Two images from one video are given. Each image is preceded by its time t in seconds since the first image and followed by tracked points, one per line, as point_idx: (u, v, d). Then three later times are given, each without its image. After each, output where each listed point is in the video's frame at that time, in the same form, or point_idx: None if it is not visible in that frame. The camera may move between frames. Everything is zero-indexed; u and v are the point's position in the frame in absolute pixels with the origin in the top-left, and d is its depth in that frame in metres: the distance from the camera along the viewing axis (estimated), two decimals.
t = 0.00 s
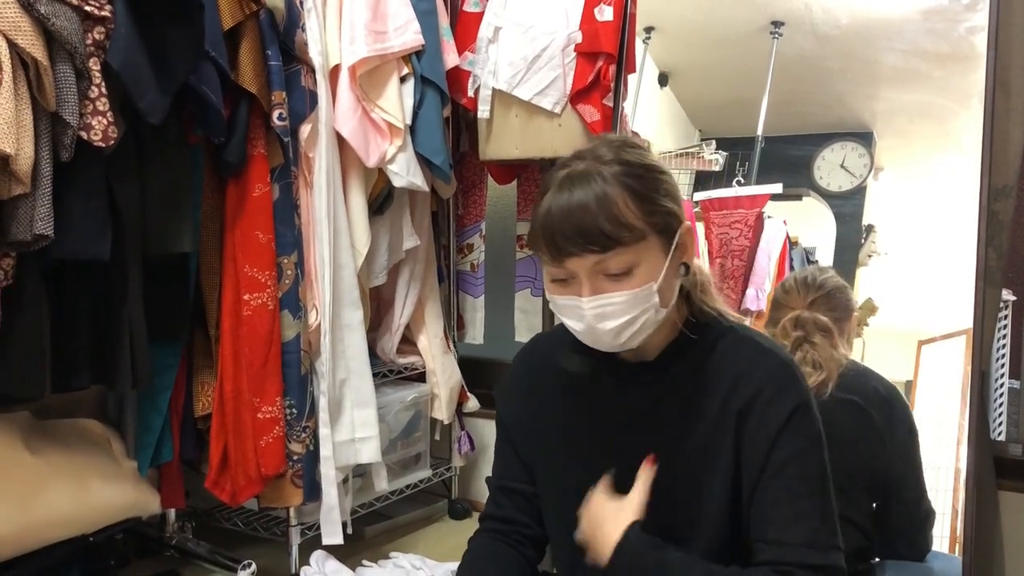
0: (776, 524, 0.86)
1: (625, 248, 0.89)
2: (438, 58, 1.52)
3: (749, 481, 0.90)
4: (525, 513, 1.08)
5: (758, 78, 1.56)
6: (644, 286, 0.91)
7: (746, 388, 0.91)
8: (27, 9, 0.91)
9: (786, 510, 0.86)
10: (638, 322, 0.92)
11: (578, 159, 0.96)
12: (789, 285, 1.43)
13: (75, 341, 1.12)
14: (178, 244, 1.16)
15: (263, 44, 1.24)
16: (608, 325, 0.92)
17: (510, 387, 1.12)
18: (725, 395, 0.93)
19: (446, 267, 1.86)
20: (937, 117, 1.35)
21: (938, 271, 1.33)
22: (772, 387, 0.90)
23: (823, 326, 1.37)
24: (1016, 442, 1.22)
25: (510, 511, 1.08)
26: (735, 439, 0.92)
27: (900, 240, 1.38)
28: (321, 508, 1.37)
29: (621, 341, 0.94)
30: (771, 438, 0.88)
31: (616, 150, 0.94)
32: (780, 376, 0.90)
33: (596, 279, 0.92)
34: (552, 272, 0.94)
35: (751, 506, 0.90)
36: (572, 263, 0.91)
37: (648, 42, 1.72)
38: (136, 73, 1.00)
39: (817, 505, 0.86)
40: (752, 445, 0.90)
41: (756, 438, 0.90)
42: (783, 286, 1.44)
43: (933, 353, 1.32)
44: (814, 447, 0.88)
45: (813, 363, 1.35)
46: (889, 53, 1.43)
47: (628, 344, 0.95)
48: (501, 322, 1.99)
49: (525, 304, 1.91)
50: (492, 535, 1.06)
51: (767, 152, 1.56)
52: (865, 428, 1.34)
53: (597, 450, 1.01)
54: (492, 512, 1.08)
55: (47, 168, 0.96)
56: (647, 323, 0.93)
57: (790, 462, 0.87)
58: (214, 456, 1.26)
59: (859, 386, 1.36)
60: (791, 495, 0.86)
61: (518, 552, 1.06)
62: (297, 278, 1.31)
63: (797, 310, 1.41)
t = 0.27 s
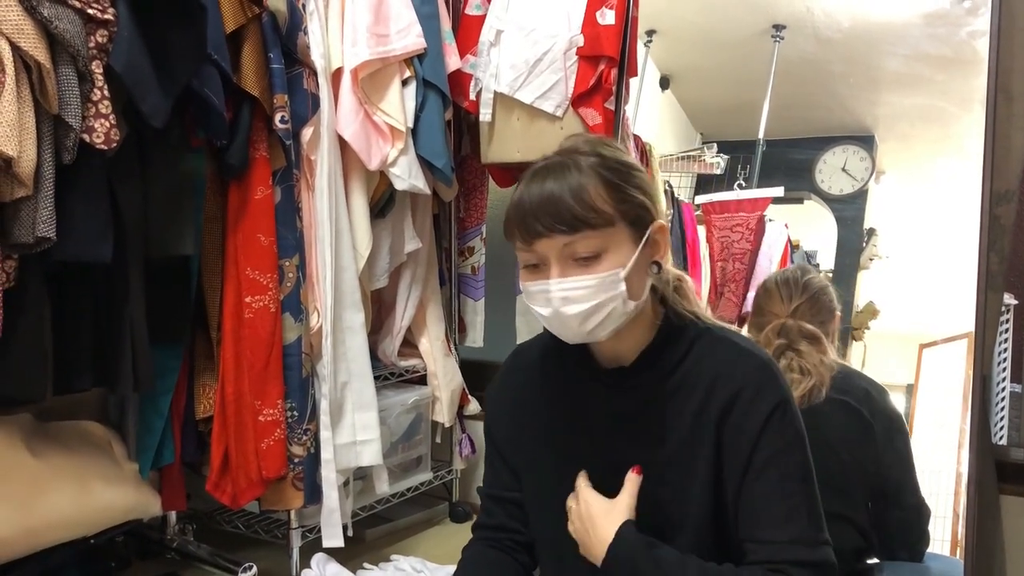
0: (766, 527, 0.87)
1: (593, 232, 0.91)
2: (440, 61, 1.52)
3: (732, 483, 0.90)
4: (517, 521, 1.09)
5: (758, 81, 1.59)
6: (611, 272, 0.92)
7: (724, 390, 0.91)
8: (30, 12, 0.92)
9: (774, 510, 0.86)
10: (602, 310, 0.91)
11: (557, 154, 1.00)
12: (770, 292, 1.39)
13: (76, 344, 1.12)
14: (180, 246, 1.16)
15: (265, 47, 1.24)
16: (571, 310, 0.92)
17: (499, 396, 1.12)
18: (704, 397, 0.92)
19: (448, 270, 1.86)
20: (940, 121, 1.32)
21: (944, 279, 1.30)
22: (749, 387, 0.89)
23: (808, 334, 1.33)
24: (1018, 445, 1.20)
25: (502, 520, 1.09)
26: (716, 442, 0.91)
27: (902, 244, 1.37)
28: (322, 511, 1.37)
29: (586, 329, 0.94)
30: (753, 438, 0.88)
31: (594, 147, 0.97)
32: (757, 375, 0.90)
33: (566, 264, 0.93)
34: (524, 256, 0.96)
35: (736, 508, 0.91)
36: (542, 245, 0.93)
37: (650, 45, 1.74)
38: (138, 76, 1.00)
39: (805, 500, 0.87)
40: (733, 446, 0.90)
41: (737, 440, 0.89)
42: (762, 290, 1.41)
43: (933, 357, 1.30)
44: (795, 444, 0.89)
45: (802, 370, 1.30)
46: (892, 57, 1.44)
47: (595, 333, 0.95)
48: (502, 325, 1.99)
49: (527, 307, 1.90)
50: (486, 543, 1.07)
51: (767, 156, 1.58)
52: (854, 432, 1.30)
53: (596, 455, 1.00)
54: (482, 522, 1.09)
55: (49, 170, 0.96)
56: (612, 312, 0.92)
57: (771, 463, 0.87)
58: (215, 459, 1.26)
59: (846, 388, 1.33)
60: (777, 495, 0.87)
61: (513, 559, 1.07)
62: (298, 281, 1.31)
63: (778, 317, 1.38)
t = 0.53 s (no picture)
0: (762, 532, 0.86)
1: (592, 216, 0.94)
2: (442, 64, 1.52)
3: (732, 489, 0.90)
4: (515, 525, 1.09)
5: (759, 84, 1.58)
6: (605, 259, 0.94)
7: (724, 395, 0.91)
8: (32, 16, 0.92)
9: (772, 514, 0.86)
10: (593, 297, 0.93)
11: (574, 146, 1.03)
12: (769, 299, 1.37)
13: (77, 346, 1.11)
14: (181, 249, 1.16)
15: (266, 50, 1.24)
16: (562, 292, 0.94)
17: (495, 402, 1.11)
18: (702, 401, 0.92)
19: (450, 274, 1.87)
20: (941, 125, 1.33)
21: (942, 283, 1.30)
22: (749, 392, 0.90)
23: (811, 344, 1.33)
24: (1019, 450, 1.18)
25: (501, 525, 1.08)
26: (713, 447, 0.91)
27: (903, 248, 1.38)
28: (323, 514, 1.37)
29: (575, 316, 0.95)
30: (751, 445, 0.88)
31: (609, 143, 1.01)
32: (756, 380, 0.90)
33: (563, 249, 0.96)
34: (524, 236, 0.99)
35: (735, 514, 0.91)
36: (542, 225, 0.96)
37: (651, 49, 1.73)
38: (140, 79, 1.00)
39: (805, 503, 0.87)
40: (730, 452, 0.90)
41: (734, 445, 0.89)
42: (764, 294, 1.38)
43: (934, 360, 1.31)
44: (794, 449, 0.88)
45: (801, 381, 1.27)
46: (893, 61, 1.43)
47: (584, 324, 0.96)
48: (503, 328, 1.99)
49: (529, 308, 1.89)
50: (485, 548, 1.07)
51: (769, 159, 1.58)
52: (857, 438, 1.28)
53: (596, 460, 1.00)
54: (482, 526, 1.09)
55: (51, 173, 0.96)
56: (603, 301, 0.94)
57: (769, 468, 0.87)
58: (215, 462, 1.26)
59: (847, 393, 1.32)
60: (775, 500, 0.86)
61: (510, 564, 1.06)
62: (299, 284, 1.31)
63: (782, 323, 1.34)
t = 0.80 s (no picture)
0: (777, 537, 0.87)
1: (618, 196, 0.97)
2: (444, 66, 1.52)
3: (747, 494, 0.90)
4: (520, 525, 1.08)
5: (760, 86, 1.57)
6: (621, 239, 0.96)
7: (739, 397, 0.91)
8: (35, 18, 0.92)
9: (788, 519, 0.87)
10: (600, 271, 0.95)
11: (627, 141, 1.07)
12: (784, 303, 1.28)
13: (79, 349, 1.11)
14: (184, 252, 1.16)
15: (269, 53, 1.24)
16: (573, 261, 0.97)
17: (502, 401, 1.11)
18: (718, 403, 0.93)
19: (451, 275, 1.87)
20: (941, 127, 1.35)
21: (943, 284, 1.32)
22: (766, 394, 0.91)
23: (826, 354, 1.27)
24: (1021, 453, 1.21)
25: (507, 524, 1.08)
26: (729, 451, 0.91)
27: (904, 249, 1.38)
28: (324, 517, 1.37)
29: (581, 289, 0.97)
30: (766, 446, 0.89)
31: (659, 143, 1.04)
32: (773, 383, 0.91)
33: (584, 221, 0.99)
34: (553, 208, 1.03)
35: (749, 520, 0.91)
36: (570, 197, 1.00)
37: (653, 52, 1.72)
38: (142, 81, 1.00)
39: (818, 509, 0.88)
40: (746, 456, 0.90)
41: (753, 449, 0.89)
42: (778, 298, 1.29)
43: (936, 363, 1.31)
44: (810, 455, 0.89)
45: (806, 394, 1.24)
46: (895, 64, 1.44)
47: (589, 300, 0.98)
48: (505, 331, 1.99)
49: (530, 312, 1.90)
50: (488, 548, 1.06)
51: (771, 162, 1.56)
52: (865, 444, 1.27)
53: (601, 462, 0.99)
54: (488, 525, 1.08)
55: (53, 175, 0.96)
56: (610, 279, 0.95)
57: (788, 472, 0.88)
58: (218, 464, 1.27)
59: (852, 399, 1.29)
60: (793, 505, 0.87)
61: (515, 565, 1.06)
62: (301, 286, 1.31)
63: (797, 333, 1.27)
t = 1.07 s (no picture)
0: (787, 539, 0.86)
1: (667, 191, 0.96)
2: (445, 68, 1.52)
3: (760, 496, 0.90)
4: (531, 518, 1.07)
5: (762, 87, 1.57)
6: (665, 234, 0.95)
7: (765, 401, 0.91)
8: (37, 20, 0.93)
9: (801, 523, 0.86)
10: (639, 264, 0.94)
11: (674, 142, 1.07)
12: (803, 300, 1.33)
13: (80, 350, 1.11)
14: (185, 253, 1.16)
15: (270, 54, 1.25)
16: (613, 252, 0.96)
17: (514, 397, 1.09)
18: (743, 405, 0.92)
19: (452, 277, 1.85)
20: (944, 128, 1.35)
21: (948, 287, 1.32)
22: (792, 398, 0.90)
23: (842, 358, 1.32)
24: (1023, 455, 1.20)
25: (519, 516, 1.05)
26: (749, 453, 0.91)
27: (906, 250, 1.38)
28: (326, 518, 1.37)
29: (618, 281, 0.96)
30: (790, 450, 0.88)
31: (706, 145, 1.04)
32: (800, 389, 0.91)
33: (628, 214, 0.98)
34: (596, 198, 1.02)
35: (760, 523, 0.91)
36: (616, 188, 0.99)
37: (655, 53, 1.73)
38: (144, 83, 1.00)
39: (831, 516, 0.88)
40: (763, 458, 0.90)
41: (773, 451, 0.89)
42: (799, 297, 1.33)
43: (938, 364, 1.31)
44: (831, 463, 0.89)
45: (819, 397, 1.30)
46: (896, 65, 1.44)
47: (625, 293, 0.96)
48: (507, 332, 1.99)
49: (530, 314, 1.91)
50: (495, 542, 1.03)
51: (772, 163, 1.55)
52: (874, 442, 1.31)
53: (607, 462, 1.00)
54: (498, 518, 1.06)
55: (55, 177, 0.96)
56: (649, 274, 0.94)
57: (804, 477, 0.88)
58: (219, 466, 1.26)
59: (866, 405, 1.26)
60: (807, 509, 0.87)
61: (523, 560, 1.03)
62: (302, 288, 1.32)
63: (818, 334, 1.31)
